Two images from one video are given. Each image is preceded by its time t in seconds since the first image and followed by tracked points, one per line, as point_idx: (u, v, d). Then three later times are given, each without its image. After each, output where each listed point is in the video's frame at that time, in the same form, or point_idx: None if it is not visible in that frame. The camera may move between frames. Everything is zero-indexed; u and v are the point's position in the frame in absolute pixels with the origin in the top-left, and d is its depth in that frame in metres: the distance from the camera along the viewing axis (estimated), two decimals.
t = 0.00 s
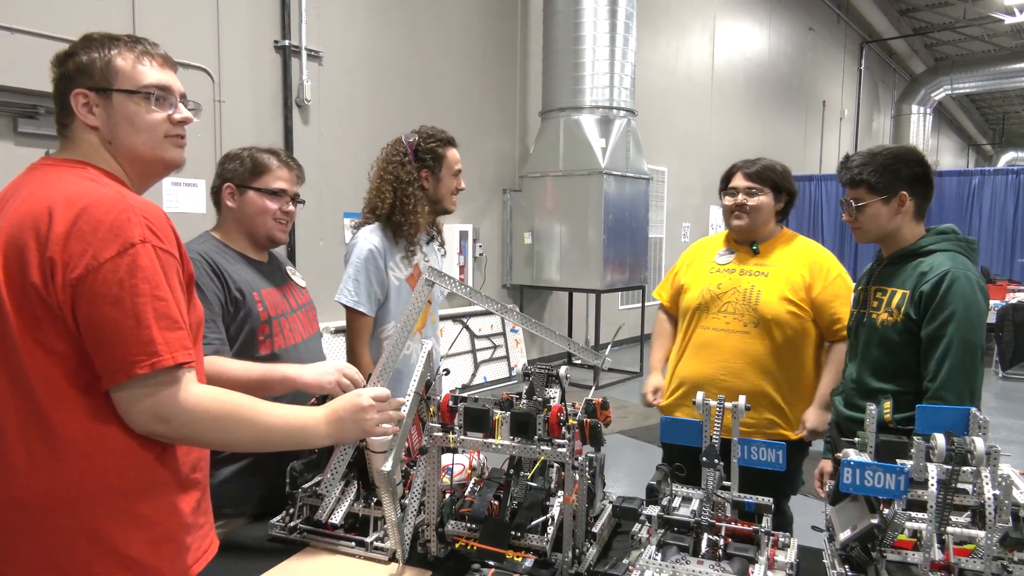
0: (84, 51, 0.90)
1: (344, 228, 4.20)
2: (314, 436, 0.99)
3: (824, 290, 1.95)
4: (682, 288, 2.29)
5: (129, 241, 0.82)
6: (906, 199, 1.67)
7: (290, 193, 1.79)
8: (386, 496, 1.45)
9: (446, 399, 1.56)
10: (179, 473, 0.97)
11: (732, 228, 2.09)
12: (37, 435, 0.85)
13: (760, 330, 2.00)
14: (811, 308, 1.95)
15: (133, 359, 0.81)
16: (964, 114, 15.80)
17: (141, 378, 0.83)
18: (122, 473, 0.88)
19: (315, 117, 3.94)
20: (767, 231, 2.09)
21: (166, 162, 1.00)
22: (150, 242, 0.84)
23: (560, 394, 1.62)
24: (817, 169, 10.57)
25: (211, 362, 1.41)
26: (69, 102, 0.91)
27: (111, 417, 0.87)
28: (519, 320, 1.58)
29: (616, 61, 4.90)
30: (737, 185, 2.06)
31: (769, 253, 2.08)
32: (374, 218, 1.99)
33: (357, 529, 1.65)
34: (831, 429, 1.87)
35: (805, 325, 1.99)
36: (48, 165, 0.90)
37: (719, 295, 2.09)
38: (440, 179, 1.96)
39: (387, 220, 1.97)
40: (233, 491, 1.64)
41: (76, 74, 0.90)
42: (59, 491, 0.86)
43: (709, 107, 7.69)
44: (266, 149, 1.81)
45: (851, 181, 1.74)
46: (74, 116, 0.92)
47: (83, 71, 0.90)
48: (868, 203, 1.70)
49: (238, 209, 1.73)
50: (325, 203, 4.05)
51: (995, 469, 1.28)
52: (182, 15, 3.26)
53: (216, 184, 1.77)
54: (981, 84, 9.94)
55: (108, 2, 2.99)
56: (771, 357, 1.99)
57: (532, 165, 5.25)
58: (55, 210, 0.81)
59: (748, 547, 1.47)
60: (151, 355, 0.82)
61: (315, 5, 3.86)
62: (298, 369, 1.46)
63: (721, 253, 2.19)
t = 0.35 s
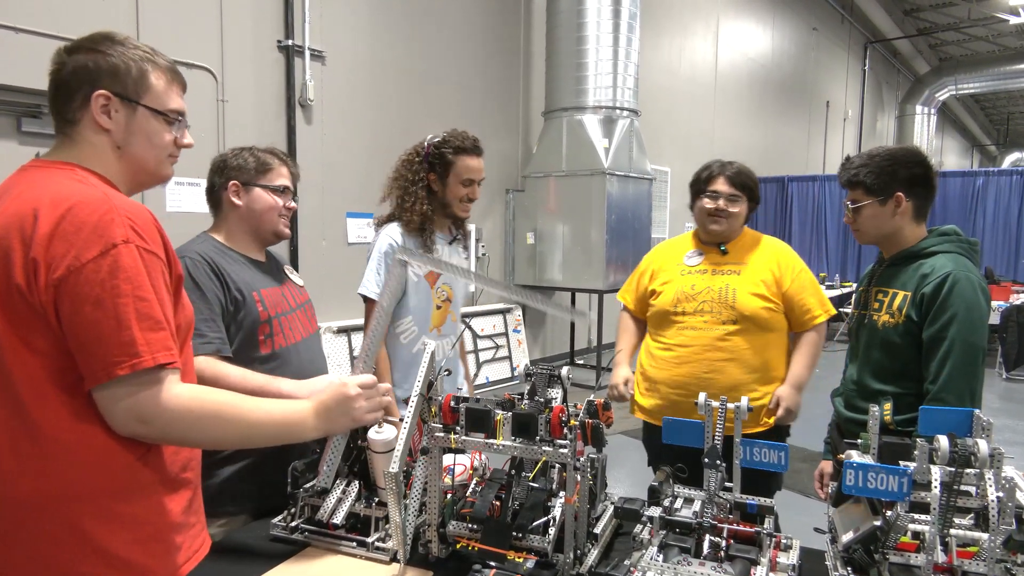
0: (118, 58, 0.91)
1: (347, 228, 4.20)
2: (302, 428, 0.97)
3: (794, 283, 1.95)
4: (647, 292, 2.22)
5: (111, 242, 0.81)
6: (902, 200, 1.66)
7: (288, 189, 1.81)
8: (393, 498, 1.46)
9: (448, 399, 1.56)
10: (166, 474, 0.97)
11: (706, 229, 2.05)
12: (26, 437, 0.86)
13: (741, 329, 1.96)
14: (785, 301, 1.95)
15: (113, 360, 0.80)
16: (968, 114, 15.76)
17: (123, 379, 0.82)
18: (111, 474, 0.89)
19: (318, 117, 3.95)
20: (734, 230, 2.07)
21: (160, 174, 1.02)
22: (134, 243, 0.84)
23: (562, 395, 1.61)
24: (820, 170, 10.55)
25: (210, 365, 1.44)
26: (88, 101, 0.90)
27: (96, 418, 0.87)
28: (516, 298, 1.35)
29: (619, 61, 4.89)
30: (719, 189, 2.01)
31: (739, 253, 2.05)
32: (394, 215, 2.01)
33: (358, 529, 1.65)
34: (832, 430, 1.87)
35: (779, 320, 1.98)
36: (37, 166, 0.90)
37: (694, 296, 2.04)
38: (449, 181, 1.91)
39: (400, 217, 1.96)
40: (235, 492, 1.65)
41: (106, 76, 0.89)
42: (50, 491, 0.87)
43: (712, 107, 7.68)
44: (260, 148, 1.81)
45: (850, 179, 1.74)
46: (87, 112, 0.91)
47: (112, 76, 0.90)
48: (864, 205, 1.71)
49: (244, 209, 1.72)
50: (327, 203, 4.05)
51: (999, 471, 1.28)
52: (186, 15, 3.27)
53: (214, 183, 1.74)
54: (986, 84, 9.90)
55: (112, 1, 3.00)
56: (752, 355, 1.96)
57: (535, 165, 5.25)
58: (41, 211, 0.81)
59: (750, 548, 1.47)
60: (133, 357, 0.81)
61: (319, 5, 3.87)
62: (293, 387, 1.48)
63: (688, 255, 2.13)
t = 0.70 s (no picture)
0: (117, 59, 0.90)
1: (345, 229, 4.20)
2: (271, 408, 0.94)
3: (779, 279, 1.97)
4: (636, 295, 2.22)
5: (93, 243, 0.81)
6: (887, 202, 1.67)
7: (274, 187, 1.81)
8: (388, 500, 1.44)
9: (445, 400, 1.56)
10: (153, 473, 0.97)
11: (690, 230, 2.06)
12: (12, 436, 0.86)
13: (732, 326, 1.97)
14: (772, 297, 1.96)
15: (80, 361, 0.79)
16: (965, 116, 15.81)
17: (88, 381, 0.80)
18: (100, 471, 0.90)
19: (316, 117, 3.95)
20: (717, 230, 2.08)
21: (153, 177, 1.02)
22: (116, 244, 0.83)
23: (559, 396, 1.62)
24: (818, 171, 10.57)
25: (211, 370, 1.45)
26: (93, 104, 0.90)
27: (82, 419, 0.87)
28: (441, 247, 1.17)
29: (617, 62, 4.90)
30: (699, 189, 2.02)
31: (723, 252, 2.06)
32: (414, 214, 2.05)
33: (356, 529, 1.65)
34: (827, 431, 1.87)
35: (767, 316, 1.99)
36: (28, 166, 0.90)
37: (683, 297, 2.05)
38: (463, 188, 1.91)
39: (418, 216, 1.99)
40: (229, 493, 1.64)
41: (110, 80, 0.90)
42: (39, 490, 0.87)
43: (710, 108, 7.70)
44: (244, 146, 1.81)
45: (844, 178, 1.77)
46: (92, 116, 0.90)
47: (118, 80, 0.90)
48: (852, 207, 1.74)
49: (233, 209, 1.72)
50: (325, 204, 4.05)
51: (994, 473, 1.28)
52: (184, 16, 3.27)
53: (199, 184, 1.73)
54: (984, 85, 9.93)
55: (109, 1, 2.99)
56: (744, 353, 1.97)
57: (533, 166, 5.26)
58: (29, 212, 0.81)
59: (747, 549, 1.47)
60: (100, 359, 0.80)
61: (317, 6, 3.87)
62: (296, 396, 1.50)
63: (675, 256, 2.14)
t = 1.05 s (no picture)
0: (103, 59, 0.90)
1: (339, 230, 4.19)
2: (246, 411, 0.97)
3: (801, 280, 1.99)
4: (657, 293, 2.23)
5: (76, 250, 0.80)
6: (891, 203, 1.68)
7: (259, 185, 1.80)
8: (382, 501, 1.43)
9: (439, 401, 1.56)
10: (145, 475, 0.98)
11: (710, 227, 2.07)
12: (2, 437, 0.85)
13: (752, 325, 1.97)
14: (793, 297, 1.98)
15: (50, 369, 0.78)
16: (956, 117, 15.92)
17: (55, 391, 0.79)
18: (94, 470, 0.90)
19: (309, 119, 3.94)
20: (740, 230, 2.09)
21: (142, 174, 1.02)
22: (99, 252, 0.82)
23: (553, 397, 1.64)
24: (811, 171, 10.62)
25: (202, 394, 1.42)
26: (88, 106, 0.90)
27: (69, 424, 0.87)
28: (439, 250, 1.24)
29: (611, 63, 4.91)
30: (720, 187, 2.04)
31: (744, 251, 2.07)
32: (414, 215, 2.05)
33: (351, 530, 1.65)
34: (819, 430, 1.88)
35: (789, 316, 2.00)
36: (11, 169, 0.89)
37: (703, 295, 2.05)
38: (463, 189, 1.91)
39: (417, 217, 2.01)
40: (224, 497, 1.62)
41: (101, 80, 0.90)
42: (30, 491, 0.86)
43: (704, 109, 7.72)
44: (226, 144, 1.78)
45: (834, 187, 1.75)
46: (86, 117, 0.90)
47: (108, 80, 0.91)
48: (853, 210, 1.72)
49: (220, 211, 1.70)
50: (319, 206, 4.04)
51: (985, 470, 1.29)
52: (176, 17, 3.26)
53: (182, 185, 1.70)
54: (975, 86, 9.99)
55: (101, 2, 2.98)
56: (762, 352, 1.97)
57: (527, 167, 5.26)
58: (18, 217, 0.80)
59: (740, 548, 1.48)
60: (72, 368, 0.79)
61: (310, 7, 3.86)
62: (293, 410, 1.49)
63: (696, 253, 2.15)
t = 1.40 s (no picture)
0: (108, 58, 0.89)
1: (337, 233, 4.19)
2: (270, 416, 0.94)
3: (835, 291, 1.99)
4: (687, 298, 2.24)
5: (103, 259, 0.79)
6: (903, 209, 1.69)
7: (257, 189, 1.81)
8: (382, 502, 1.44)
9: (439, 404, 1.56)
10: (171, 479, 0.97)
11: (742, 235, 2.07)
12: (31, 442, 0.84)
13: (786, 335, 1.98)
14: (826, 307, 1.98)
15: (87, 381, 0.77)
16: (954, 119, 15.97)
17: (91, 402, 0.78)
18: (121, 475, 0.89)
19: (308, 121, 3.94)
20: (774, 237, 2.08)
21: (151, 174, 1.02)
22: (127, 261, 0.81)
23: (552, 399, 1.65)
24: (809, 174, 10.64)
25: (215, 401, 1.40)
26: (95, 105, 0.89)
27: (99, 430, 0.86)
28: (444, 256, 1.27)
29: (609, 66, 4.92)
30: (747, 194, 2.03)
31: (779, 260, 2.07)
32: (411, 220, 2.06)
33: (349, 534, 1.65)
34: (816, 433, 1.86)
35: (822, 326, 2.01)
36: (31, 176, 0.87)
37: (737, 303, 2.05)
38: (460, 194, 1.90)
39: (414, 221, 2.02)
40: (224, 501, 1.62)
41: (108, 79, 0.89)
42: (59, 499, 0.85)
43: (702, 111, 7.74)
44: (222, 146, 1.78)
45: (864, 206, 1.65)
46: (93, 118, 0.89)
47: (114, 79, 0.90)
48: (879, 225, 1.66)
49: (219, 216, 1.71)
50: (318, 209, 4.04)
51: (983, 472, 1.30)
52: (175, 21, 3.26)
53: (179, 190, 1.70)
54: (972, 88, 10.02)
55: (100, 6, 2.98)
56: (794, 362, 1.98)
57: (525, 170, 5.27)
58: (41, 226, 0.79)
59: (739, 550, 1.48)
60: (106, 379, 0.78)
61: (309, 10, 3.87)
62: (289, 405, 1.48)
63: (729, 259, 2.15)
